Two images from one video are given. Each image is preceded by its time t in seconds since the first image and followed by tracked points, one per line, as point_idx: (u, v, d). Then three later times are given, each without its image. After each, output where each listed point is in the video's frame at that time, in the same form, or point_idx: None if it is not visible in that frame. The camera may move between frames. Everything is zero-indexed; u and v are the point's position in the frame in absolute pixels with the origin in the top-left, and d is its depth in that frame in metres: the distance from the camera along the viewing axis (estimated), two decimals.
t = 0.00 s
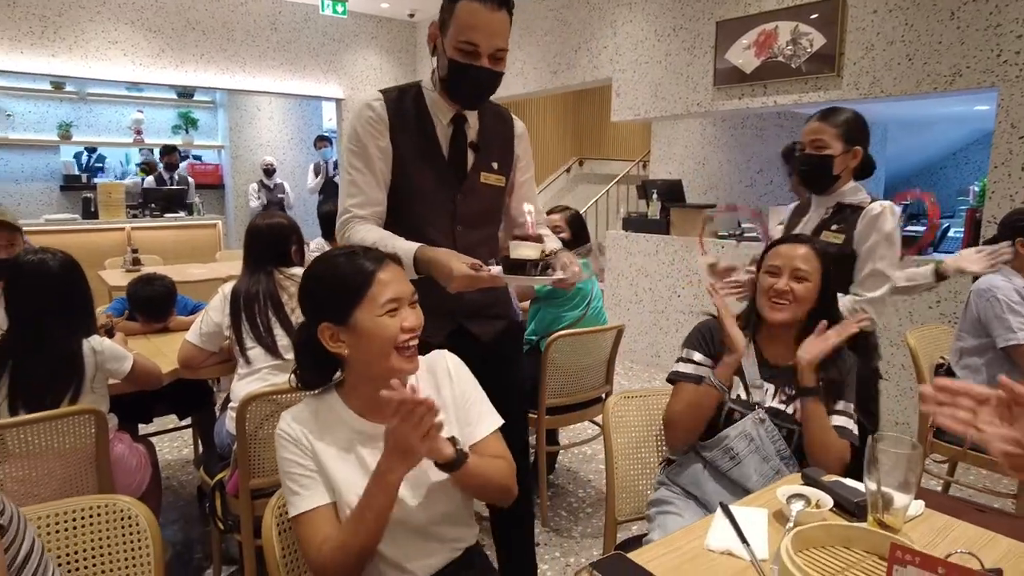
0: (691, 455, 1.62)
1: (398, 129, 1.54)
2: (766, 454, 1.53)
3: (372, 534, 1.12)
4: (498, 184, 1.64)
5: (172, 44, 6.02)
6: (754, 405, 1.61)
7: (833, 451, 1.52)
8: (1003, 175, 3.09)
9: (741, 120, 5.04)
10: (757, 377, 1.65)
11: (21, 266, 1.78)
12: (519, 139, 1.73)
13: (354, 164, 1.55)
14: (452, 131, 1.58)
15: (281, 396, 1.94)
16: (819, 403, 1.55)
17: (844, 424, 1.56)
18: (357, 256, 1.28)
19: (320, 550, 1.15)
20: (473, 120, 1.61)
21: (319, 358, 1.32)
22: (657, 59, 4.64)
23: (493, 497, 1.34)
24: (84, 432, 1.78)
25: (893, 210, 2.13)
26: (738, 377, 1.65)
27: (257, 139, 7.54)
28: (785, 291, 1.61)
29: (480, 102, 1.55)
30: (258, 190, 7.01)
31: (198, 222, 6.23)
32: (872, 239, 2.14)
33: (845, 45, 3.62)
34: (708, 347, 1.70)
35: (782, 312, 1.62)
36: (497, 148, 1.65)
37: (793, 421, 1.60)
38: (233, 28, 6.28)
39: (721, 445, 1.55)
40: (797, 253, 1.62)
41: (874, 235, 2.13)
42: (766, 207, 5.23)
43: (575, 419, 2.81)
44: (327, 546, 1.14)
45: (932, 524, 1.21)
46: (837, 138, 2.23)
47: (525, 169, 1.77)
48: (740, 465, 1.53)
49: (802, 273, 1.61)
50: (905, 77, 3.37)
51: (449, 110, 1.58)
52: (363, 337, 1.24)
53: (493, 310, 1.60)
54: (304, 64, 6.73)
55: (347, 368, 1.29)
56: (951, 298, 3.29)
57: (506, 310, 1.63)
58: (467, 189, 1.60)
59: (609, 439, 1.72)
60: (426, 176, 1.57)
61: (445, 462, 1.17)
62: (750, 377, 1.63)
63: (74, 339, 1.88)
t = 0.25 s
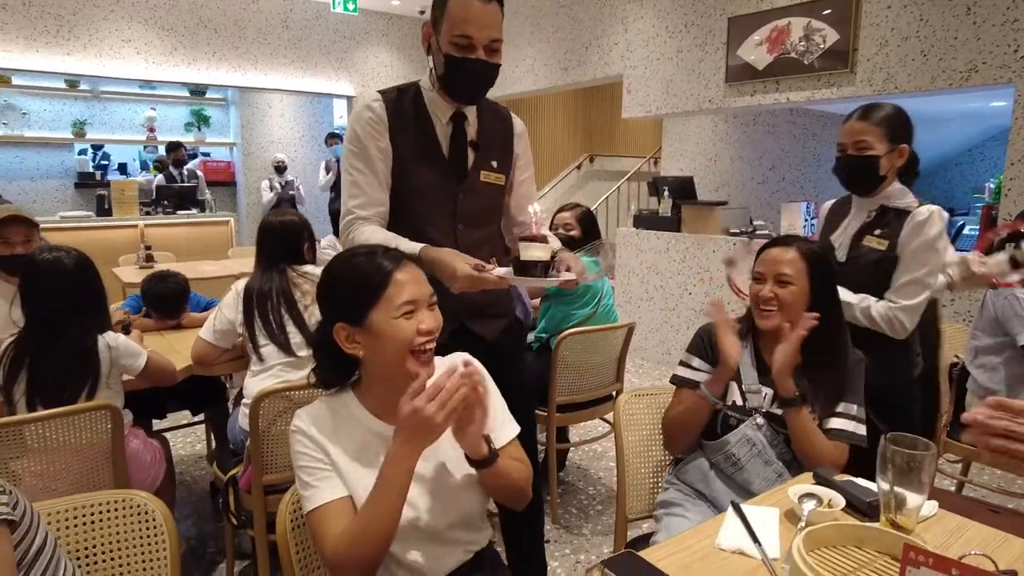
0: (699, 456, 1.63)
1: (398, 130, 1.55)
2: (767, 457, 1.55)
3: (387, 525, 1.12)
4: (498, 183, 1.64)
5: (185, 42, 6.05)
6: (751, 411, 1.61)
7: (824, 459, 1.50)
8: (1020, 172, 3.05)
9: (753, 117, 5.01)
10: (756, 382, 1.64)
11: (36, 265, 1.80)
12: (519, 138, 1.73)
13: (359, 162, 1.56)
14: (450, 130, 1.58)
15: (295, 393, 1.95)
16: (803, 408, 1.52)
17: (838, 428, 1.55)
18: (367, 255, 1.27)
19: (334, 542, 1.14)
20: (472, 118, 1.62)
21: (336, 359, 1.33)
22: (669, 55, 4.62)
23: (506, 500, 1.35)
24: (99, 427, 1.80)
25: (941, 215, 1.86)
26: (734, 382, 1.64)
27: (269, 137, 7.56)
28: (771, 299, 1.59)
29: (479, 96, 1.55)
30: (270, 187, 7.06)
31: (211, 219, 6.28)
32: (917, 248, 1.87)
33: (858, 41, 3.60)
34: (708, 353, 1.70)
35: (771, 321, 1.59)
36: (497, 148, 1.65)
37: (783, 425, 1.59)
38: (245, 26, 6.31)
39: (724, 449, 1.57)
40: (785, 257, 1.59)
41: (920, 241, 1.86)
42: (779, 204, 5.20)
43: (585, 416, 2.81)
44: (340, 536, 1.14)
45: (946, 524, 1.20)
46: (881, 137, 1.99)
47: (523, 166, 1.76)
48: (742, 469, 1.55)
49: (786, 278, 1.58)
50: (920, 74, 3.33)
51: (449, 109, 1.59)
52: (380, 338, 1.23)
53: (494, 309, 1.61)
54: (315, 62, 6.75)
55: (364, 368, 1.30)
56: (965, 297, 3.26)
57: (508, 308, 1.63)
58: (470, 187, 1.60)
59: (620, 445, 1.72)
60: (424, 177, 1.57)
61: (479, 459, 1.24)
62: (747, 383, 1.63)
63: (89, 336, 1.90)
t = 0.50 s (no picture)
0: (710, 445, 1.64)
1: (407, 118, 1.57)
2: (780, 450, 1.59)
3: (406, 507, 1.13)
4: (508, 173, 1.65)
5: (200, 34, 6.09)
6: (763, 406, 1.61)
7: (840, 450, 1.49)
8: None
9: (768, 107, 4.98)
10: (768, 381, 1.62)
11: (57, 253, 1.83)
12: (531, 126, 1.74)
13: (369, 150, 1.58)
14: (461, 120, 1.60)
15: (311, 379, 1.97)
16: (806, 411, 1.51)
17: (849, 421, 1.55)
18: (381, 247, 1.25)
19: (353, 519, 1.15)
20: (482, 109, 1.64)
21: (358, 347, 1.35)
22: (682, 44, 4.59)
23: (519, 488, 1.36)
24: (120, 412, 1.84)
25: (974, 203, 1.82)
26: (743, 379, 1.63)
27: (283, 129, 7.60)
28: (776, 300, 1.58)
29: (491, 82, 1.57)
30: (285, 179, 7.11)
31: (226, 210, 6.35)
32: (951, 236, 1.83)
33: (874, 29, 3.56)
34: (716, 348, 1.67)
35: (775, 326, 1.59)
36: (506, 137, 1.66)
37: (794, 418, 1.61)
38: (258, 18, 6.34)
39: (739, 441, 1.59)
40: (786, 257, 1.57)
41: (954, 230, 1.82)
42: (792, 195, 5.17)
43: (597, 405, 2.82)
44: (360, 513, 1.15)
45: (958, 509, 1.21)
46: (914, 127, 1.91)
47: (537, 153, 1.78)
48: (754, 462, 1.58)
49: (789, 278, 1.57)
50: (937, 61, 3.30)
51: (457, 98, 1.60)
52: (398, 340, 1.23)
53: (499, 299, 1.62)
54: (328, 53, 6.78)
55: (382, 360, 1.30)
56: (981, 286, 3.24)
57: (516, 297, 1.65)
58: (476, 177, 1.61)
59: (633, 430, 1.72)
60: (432, 166, 1.59)
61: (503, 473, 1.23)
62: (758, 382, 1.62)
63: (109, 323, 1.94)
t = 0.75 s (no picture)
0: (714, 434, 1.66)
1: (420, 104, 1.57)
2: (784, 437, 1.58)
3: (427, 490, 1.15)
4: (525, 163, 1.65)
5: (210, 20, 6.10)
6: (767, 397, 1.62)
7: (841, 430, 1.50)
8: None
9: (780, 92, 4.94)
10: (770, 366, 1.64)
11: (75, 234, 1.86)
12: (556, 114, 1.74)
13: (382, 134, 1.59)
14: (479, 110, 1.59)
15: (323, 360, 2.00)
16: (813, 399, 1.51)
17: (856, 409, 1.57)
18: (407, 242, 1.21)
19: (374, 498, 1.16)
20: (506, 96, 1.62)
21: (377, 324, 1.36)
22: (694, 28, 4.55)
23: (528, 467, 1.37)
24: (136, 391, 1.87)
25: (992, 185, 1.81)
26: (747, 368, 1.63)
27: (293, 115, 7.62)
28: (783, 297, 1.56)
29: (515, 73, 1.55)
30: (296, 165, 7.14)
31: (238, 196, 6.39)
32: (967, 219, 1.83)
33: (890, 12, 3.51)
34: (718, 334, 1.66)
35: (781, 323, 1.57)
36: (527, 125, 1.66)
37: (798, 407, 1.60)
38: (268, 4, 6.34)
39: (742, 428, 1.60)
40: (790, 253, 1.53)
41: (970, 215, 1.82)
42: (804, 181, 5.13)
43: (606, 389, 2.83)
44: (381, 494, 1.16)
45: (964, 488, 1.21)
46: (936, 109, 1.88)
47: (562, 141, 1.78)
48: (758, 451, 1.59)
49: (795, 277, 1.54)
50: (953, 44, 3.26)
51: (477, 86, 1.59)
52: (413, 330, 1.23)
53: (511, 288, 1.67)
54: (338, 39, 6.78)
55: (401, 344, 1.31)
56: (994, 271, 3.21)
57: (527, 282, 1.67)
58: (491, 167, 1.62)
59: (640, 413, 1.74)
60: (441, 149, 1.59)
61: (518, 443, 1.27)
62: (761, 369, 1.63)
63: (125, 304, 1.97)
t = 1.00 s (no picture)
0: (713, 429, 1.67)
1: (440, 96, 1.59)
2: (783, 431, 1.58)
3: (438, 490, 1.17)
4: (546, 165, 1.66)
5: (220, 15, 6.13)
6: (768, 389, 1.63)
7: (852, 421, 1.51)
8: None
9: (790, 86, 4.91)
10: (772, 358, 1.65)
11: (88, 227, 1.89)
12: (583, 117, 1.74)
13: (401, 124, 1.62)
14: (502, 108, 1.60)
15: (330, 351, 2.02)
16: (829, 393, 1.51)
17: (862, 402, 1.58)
18: (439, 244, 1.18)
19: (386, 494, 1.18)
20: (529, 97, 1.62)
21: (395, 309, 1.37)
22: (703, 21, 4.53)
23: (537, 462, 1.37)
24: (148, 381, 1.91)
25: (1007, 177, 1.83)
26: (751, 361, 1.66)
27: (303, 110, 7.66)
28: (794, 283, 1.57)
29: (543, 72, 1.55)
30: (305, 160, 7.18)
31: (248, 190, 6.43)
32: (981, 210, 1.85)
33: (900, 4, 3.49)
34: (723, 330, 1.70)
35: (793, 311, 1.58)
36: (551, 128, 1.66)
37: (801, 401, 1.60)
38: None
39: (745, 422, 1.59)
40: (800, 235, 1.55)
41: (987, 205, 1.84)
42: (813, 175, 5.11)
43: (612, 381, 2.85)
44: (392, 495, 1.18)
45: (964, 479, 1.22)
46: (945, 102, 1.84)
47: (590, 140, 1.78)
48: (759, 445, 1.58)
49: (809, 259, 1.56)
50: (964, 36, 3.24)
51: (501, 83, 1.59)
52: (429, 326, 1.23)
53: (517, 284, 1.70)
54: (347, 33, 6.80)
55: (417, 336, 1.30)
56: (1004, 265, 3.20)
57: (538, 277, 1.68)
58: (509, 165, 1.62)
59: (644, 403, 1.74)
60: (447, 143, 1.61)
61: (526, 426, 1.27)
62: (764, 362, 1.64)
63: (135, 296, 2.00)
